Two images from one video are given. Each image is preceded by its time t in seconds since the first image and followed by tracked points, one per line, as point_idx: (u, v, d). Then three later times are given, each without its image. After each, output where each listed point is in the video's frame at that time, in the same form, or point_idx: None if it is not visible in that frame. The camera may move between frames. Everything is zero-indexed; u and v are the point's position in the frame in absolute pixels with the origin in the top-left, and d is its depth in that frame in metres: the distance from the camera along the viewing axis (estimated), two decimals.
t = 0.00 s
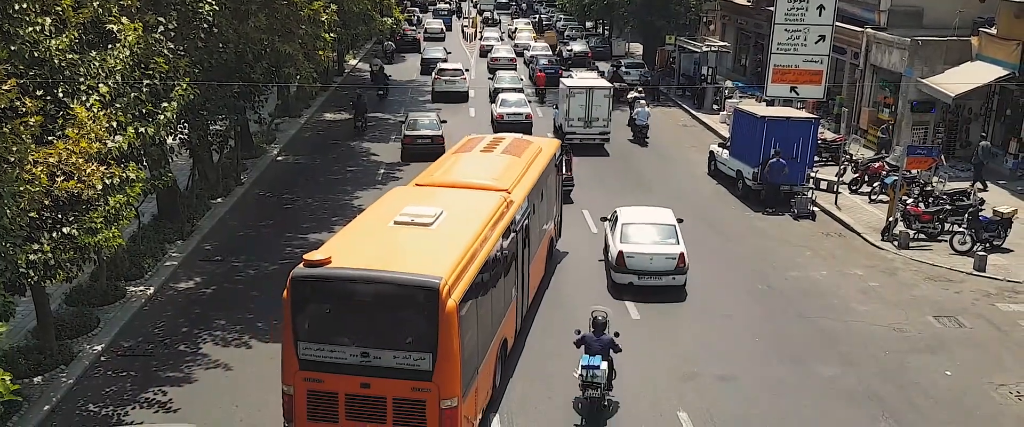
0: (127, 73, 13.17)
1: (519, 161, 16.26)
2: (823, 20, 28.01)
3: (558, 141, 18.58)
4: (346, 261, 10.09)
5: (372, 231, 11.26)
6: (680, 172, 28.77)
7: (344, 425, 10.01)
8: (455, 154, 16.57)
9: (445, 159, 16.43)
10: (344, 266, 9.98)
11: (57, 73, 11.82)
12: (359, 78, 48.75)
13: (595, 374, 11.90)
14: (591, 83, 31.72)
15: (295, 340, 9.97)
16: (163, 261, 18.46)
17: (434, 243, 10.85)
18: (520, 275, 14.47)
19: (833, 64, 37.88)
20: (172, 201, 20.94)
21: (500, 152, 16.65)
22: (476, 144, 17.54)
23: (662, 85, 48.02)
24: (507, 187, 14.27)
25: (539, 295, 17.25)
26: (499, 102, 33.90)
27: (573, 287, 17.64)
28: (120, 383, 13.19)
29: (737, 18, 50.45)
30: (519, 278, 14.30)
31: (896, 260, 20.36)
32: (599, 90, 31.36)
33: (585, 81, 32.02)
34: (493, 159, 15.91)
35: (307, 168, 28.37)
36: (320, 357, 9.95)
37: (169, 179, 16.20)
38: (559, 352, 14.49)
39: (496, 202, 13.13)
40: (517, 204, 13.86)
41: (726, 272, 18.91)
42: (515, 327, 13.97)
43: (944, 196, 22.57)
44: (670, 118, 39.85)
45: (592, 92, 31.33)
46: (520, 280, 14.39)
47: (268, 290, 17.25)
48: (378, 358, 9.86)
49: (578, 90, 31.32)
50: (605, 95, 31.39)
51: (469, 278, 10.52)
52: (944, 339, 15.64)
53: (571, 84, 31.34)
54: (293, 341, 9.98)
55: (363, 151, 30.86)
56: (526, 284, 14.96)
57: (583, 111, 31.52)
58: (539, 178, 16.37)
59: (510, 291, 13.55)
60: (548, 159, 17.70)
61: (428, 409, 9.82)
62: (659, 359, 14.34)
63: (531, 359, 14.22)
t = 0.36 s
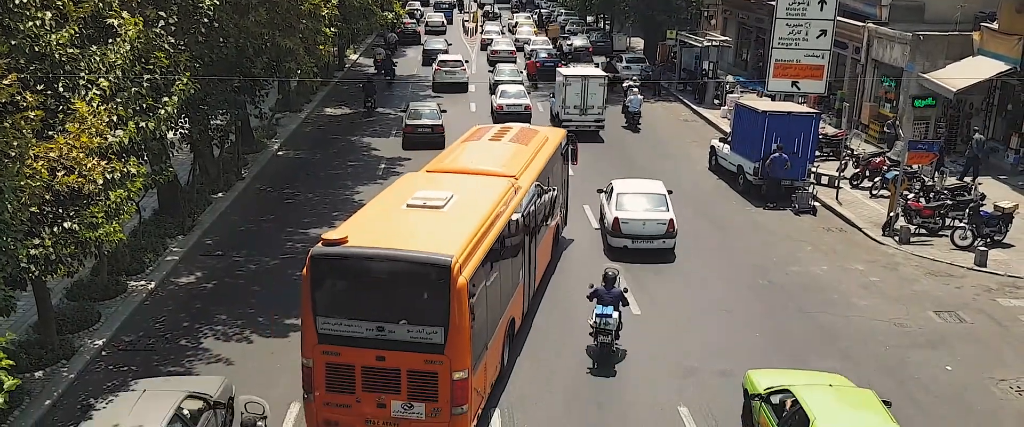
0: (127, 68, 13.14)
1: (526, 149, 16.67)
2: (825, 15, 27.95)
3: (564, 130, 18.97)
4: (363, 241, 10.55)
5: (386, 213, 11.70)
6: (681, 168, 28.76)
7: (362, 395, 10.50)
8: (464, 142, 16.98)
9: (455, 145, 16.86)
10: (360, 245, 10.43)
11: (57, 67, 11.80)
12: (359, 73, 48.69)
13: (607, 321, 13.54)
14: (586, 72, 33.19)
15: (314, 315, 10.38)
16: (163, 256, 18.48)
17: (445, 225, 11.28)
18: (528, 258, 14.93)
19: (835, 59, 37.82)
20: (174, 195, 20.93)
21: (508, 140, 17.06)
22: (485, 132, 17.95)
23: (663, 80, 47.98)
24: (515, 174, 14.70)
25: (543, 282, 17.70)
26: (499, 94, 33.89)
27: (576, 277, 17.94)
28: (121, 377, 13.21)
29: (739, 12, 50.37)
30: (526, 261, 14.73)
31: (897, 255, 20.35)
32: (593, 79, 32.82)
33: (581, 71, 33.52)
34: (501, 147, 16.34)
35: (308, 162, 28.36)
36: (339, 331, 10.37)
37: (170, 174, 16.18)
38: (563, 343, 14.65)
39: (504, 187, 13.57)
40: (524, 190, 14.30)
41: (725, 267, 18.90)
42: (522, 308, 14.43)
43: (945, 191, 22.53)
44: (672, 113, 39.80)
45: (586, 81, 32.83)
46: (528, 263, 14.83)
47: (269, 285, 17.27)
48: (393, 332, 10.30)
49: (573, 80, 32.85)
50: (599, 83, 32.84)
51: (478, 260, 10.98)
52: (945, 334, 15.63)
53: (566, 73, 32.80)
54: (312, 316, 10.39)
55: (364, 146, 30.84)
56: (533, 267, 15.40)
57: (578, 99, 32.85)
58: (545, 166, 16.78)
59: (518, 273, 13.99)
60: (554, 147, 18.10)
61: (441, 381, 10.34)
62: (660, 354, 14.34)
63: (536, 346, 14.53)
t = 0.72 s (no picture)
0: (128, 67, 13.14)
1: (532, 142, 17.20)
2: (826, 13, 27.94)
3: (569, 125, 19.47)
4: (379, 227, 11.08)
5: (400, 202, 12.23)
6: (683, 166, 28.76)
7: (376, 376, 10.88)
8: (472, 137, 17.53)
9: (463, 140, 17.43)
10: (376, 231, 10.97)
11: (59, 67, 11.83)
12: (361, 72, 48.65)
13: (616, 286, 15.14)
14: (583, 67, 33.99)
15: (330, 299, 10.84)
16: (165, 255, 18.52)
17: (456, 212, 11.80)
18: (535, 248, 15.45)
19: (836, 57, 37.81)
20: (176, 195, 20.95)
21: (514, 134, 17.59)
22: (492, 127, 18.49)
23: (665, 79, 47.94)
24: (522, 165, 15.23)
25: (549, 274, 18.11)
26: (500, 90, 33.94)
27: (581, 271, 18.25)
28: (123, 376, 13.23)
29: (740, 11, 50.33)
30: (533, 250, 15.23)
31: (898, 254, 20.33)
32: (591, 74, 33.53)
33: (578, 65, 34.36)
34: (508, 141, 16.87)
35: (309, 162, 28.38)
36: (355, 314, 10.81)
37: (172, 173, 16.19)
38: (568, 335, 14.94)
39: (512, 177, 14.09)
40: (531, 181, 14.81)
41: (726, 266, 18.89)
42: (529, 295, 14.87)
43: (947, 189, 22.50)
44: (673, 112, 39.77)
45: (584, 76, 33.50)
46: (534, 251, 15.33)
47: (271, 284, 17.29)
48: (406, 315, 10.72)
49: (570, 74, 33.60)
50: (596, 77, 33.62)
51: (488, 245, 11.46)
52: (946, 332, 15.62)
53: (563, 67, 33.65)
54: (329, 299, 10.84)
55: (365, 145, 30.84)
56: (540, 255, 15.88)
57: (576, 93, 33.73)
58: (551, 159, 17.31)
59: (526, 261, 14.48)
60: (560, 141, 18.62)
61: (452, 361, 10.73)
62: (661, 353, 14.35)
63: (542, 336, 14.86)
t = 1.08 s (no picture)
0: (126, 68, 13.11)
1: (537, 137, 17.55)
2: (825, 16, 27.97)
3: (574, 121, 19.81)
4: (391, 217, 11.52)
5: (410, 193, 12.66)
6: (681, 168, 28.78)
7: (388, 357, 11.40)
8: (479, 131, 17.90)
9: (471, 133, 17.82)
10: (388, 220, 11.41)
11: (57, 68, 11.82)
12: (359, 74, 48.61)
13: (624, 257, 16.80)
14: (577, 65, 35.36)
15: (345, 283, 11.31)
16: (163, 256, 18.52)
17: (464, 203, 12.23)
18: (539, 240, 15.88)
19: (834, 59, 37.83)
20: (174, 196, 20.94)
21: (520, 128, 17.95)
22: (499, 121, 18.84)
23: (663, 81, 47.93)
24: (528, 159, 15.60)
25: (551, 267, 18.56)
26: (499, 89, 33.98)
27: (584, 266, 18.71)
28: (121, 377, 13.22)
29: (739, 13, 50.32)
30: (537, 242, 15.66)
31: (896, 256, 20.35)
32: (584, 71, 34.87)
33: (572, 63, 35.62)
34: (514, 135, 17.25)
35: (307, 163, 28.36)
36: (368, 299, 11.28)
37: (170, 174, 16.17)
38: (569, 328, 15.35)
39: (517, 171, 14.50)
40: (536, 174, 15.19)
41: (725, 268, 18.91)
42: (534, 284, 15.37)
43: (945, 192, 22.51)
44: (671, 114, 39.78)
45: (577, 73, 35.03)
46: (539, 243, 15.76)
47: (269, 285, 17.26)
48: (416, 299, 11.17)
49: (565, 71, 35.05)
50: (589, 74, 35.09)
51: (494, 235, 11.90)
52: (944, 335, 15.63)
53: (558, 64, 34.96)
54: (343, 285, 11.32)
55: (364, 147, 30.82)
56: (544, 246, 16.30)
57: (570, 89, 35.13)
58: (555, 153, 17.68)
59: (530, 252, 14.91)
60: (565, 136, 18.98)
61: (460, 343, 11.21)
62: (660, 354, 14.39)
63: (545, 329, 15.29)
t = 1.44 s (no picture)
0: (125, 70, 13.10)
1: (545, 130, 17.81)
2: (824, 18, 27.99)
3: (580, 117, 20.06)
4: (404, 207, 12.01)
5: (422, 184, 13.11)
6: (681, 170, 28.79)
7: (401, 339, 12.04)
8: (488, 125, 18.19)
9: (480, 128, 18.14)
10: (401, 209, 11.90)
11: (57, 69, 11.83)
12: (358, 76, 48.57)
13: (636, 234, 18.73)
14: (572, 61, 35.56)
15: (360, 268, 11.90)
16: (163, 258, 18.53)
17: (474, 194, 12.68)
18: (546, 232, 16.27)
19: (834, 61, 37.83)
20: (174, 198, 20.94)
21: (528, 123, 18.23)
22: (507, 116, 19.11)
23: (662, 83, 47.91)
24: (536, 152, 15.88)
25: (555, 259, 19.14)
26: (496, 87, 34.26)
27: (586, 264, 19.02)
28: (120, 379, 13.22)
29: (739, 15, 50.30)
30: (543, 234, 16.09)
31: (895, 258, 20.36)
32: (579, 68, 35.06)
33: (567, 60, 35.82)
34: (521, 129, 17.55)
35: (306, 165, 28.35)
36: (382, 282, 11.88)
37: (170, 176, 16.17)
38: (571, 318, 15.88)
39: (525, 163, 14.83)
40: (543, 167, 15.48)
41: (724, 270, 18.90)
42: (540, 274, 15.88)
43: (944, 194, 22.50)
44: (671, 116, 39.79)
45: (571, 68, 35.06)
46: (545, 234, 16.23)
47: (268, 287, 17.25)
48: (428, 284, 11.77)
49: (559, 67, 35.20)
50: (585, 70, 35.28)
51: (501, 225, 12.38)
52: (943, 336, 15.65)
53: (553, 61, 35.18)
54: (359, 269, 11.91)
55: (363, 149, 30.81)
56: (550, 238, 16.79)
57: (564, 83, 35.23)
58: (563, 147, 17.96)
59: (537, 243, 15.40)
60: (571, 132, 19.25)
61: (469, 326, 11.83)
62: (660, 355, 14.41)
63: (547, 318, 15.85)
